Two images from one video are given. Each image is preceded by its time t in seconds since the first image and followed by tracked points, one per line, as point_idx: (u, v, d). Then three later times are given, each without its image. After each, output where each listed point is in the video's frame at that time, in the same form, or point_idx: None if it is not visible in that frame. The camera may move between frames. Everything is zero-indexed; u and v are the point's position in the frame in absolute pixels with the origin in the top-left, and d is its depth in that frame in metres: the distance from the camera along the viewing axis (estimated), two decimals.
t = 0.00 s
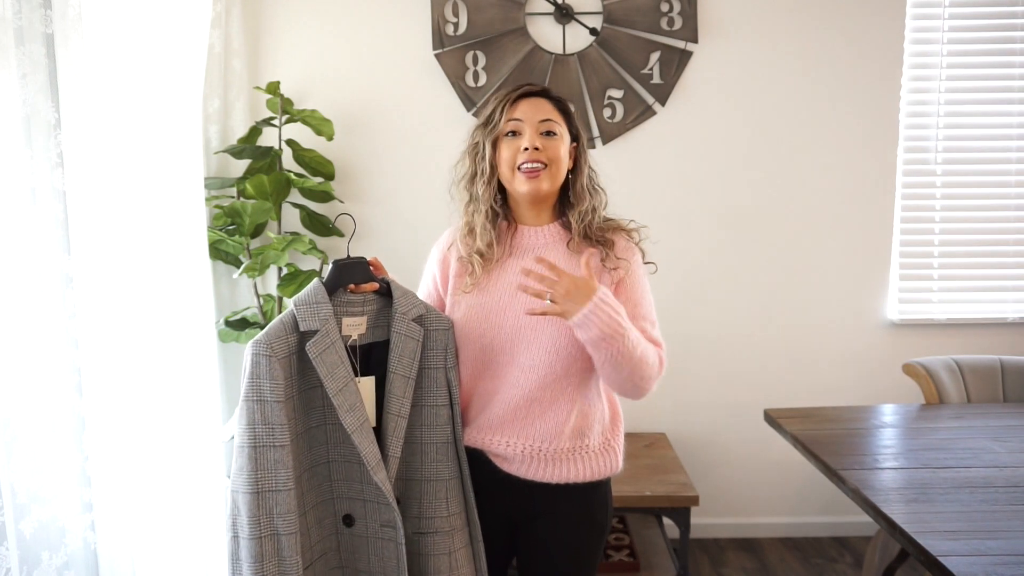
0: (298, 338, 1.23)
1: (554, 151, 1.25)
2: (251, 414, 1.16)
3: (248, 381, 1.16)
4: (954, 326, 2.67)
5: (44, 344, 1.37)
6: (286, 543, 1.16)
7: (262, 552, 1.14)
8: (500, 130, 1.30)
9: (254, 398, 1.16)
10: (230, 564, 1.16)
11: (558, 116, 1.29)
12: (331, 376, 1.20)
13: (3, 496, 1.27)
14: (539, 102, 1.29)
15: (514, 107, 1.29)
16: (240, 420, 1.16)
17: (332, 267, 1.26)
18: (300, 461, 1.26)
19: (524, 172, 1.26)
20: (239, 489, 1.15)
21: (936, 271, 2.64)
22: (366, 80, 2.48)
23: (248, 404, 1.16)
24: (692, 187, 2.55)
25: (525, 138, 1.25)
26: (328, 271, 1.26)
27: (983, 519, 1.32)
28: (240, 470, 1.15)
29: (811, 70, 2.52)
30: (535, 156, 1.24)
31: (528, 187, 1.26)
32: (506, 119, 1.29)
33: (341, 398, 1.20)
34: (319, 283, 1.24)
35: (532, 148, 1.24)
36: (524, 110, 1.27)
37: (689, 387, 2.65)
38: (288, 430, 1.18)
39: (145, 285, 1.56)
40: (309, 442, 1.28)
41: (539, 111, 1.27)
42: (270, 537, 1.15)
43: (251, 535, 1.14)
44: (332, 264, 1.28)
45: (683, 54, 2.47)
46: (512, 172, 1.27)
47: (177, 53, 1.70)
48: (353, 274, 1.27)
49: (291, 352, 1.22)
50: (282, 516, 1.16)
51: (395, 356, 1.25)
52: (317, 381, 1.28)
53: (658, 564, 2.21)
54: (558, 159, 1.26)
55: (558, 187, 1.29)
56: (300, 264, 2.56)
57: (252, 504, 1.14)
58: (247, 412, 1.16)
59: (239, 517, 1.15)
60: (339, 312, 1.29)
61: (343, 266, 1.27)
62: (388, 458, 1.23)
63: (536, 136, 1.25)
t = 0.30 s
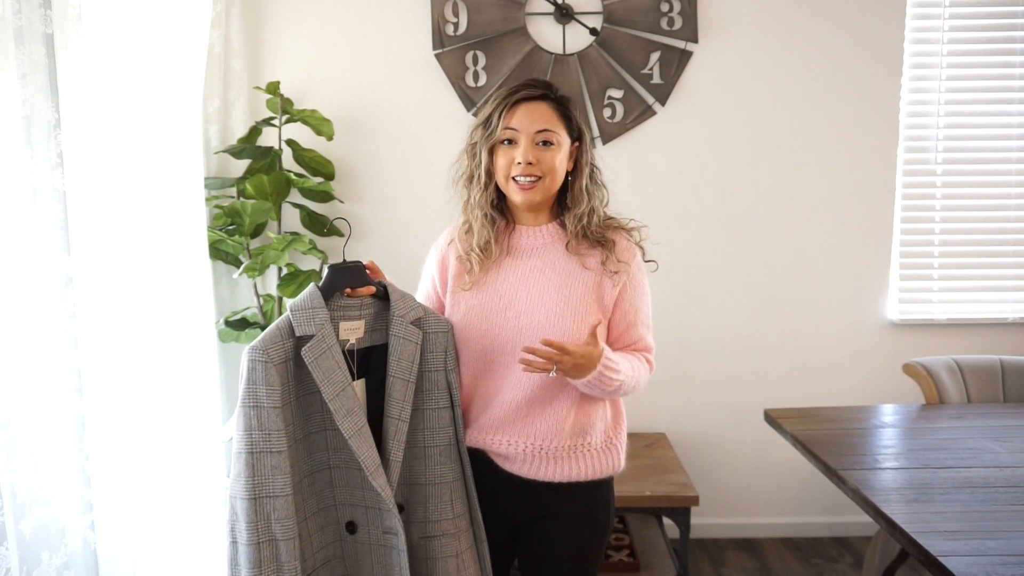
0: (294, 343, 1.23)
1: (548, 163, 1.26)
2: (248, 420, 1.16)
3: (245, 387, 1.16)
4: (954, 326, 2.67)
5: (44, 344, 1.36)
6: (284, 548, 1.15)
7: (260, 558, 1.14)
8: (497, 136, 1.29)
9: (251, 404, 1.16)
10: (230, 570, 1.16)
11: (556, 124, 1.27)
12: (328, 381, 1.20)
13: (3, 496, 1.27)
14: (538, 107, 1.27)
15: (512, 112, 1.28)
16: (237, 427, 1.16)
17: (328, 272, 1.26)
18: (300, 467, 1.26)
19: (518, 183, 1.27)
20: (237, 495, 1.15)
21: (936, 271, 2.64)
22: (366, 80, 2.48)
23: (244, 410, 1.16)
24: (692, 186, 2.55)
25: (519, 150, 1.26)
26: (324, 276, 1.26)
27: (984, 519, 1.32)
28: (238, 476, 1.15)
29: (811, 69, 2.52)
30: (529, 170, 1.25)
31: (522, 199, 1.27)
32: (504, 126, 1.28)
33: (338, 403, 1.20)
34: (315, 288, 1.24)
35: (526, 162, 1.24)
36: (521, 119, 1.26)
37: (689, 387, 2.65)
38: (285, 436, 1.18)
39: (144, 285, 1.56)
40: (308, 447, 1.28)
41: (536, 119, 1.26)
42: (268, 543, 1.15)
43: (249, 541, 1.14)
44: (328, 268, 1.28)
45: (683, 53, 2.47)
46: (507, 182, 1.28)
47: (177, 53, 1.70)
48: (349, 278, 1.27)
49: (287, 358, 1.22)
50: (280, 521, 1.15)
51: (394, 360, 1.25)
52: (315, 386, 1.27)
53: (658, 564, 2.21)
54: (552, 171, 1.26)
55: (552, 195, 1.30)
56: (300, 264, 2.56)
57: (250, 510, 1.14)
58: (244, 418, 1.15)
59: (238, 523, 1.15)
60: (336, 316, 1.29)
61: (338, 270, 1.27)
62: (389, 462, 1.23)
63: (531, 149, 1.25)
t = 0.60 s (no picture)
0: (297, 344, 1.23)
1: (550, 169, 1.26)
2: (251, 421, 1.15)
3: (247, 388, 1.16)
4: (954, 326, 2.67)
5: (44, 344, 1.37)
6: (287, 550, 1.16)
7: (263, 560, 1.14)
8: (500, 140, 1.29)
9: (253, 405, 1.16)
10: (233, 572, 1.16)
11: (559, 128, 1.27)
12: (330, 383, 1.20)
13: (3, 497, 1.27)
14: (540, 111, 1.27)
15: (515, 116, 1.27)
16: (240, 428, 1.16)
17: (330, 273, 1.26)
18: (302, 469, 1.26)
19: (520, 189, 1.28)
20: (239, 497, 1.15)
21: (936, 271, 2.64)
22: (366, 80, 2.48)
23: (247, 411, 1.15)
24: (693, 186, 2.55)
25: (523, 157, 1.26)
26: (326, 277, 1.26)
27: (984, 519, 1.32)
28: (240, 478, 1.15)
29: (811, 69, 2.52)
30: (532, 177, 1.25)
31: (525, 205, 1.28)
32: (506, 130, 1.28)
33: (340, 404, 1.20)
34: (317, 289, 1.24)
35: (529, 169, 1.25)
36: (524, 123, 1.26)
37: (689, 386, 2.65)
38: (288, 437, 1.18)
39: (144, 285, 1.56)
40: (310, 448, 1.28)
41: (539, 124, 1.26)
42: (271, 544, 1.15)
43: (252, 543, 1.14)
44: (331, 269, 1.27)
45: (683, 53, 2.47)
46: (509, 188, 1.28)
47: (177, 53, 1.70)
48: (350, 279, 1.27)
49: (289, 359, 1.22)
50: (282, 523, 1.15)
51: (396, 361, 1.25)
52: (316, 387, 1.27)
53: (658, 564, 2.21)
54: (554, 176, 1.27)
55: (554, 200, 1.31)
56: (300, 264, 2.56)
57: (252, 512, 1.14)
58: (247, 419, 1.15)
59: (240, 525, 1.15)
60: (338, 317, 1.29)
61: (341, 271, 1.27)
62: (390, 464, 1.23)
63: (534, 154, 1.26)
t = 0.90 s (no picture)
0: (296, 345, 1.23)
1: (551, 168, 1.26)
2: (250, 422, 1.15)
3: (247, 389, 1.16)
4: (954, 326, 2.67)
5: (44, 344, 1.37)
6: (287, 551, 1.16)
7: (263, 561, 1.14)
8: (500, 139, 1.29)
9: (253, 406, 1.16)
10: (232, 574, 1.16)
11: (559, 127, 1.28)
12: (330, 383, 1.20)
13: (3, 497, 1.27)
14: (541, 111, 1.27)
15: (516, 115, 1.27)
16: (239, 429, 1.16)
17: (330, 273, 1.26)
18: (301, 469, 1.26)
19: (521, 188, 1.28)
20: (239, 498, 1.15)
21: (936, 271, 2.64)
22: (366, 80, 2.48)
23: (247, 412, 1.15)
24: (693, 186, 2.55)
25: (524, 155, 1.26)
26: (326, 277, 1.26)
27: (984, 519, 1.32)
28: (240, 479, 1.15)
29: (811, 69, 2.52)
30: (533, 176, 1.25)
31: (525, 204, 1.28)
32: (507, 129, 1.28)
33: (340, 405, 1.20)
34: (317, 289, 1.24)
35: (530, 168, 1.25)
36: (525, 122, 1.26)
37: (689, 386, 2.65)
38: (287, 438, 1.18)
39: (144, 285, 1.56)
40: (309, 449, 1.28)
41: (540, 123, 1.26)
42: (271, 545, 1.15)
43: (251, 544, 1.14)
44: (330, 269, 1.27)
45: (683, 54, 2.47)
46: (509, 187, 1.29)
47: (178, 53, 1.70)
48: (350, 279, 1.27)
49: (289, 359, 1.22)
50: (282, 524, 1.15)
51: (395, 361, 1.25)
52: (316, 387, 1.27)
53: (658, 564, 2.21)
54: (554, 175, 1.27)
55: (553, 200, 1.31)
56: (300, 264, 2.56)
57: (252, 513, 1.14)
58: (246, 420, 1.15)
59: (240, 526, 1.15)
60: (337, 317, 1.29)
61: (340, 271, 1.26)
62: (389, 464, 1.23)
63: (534, 153, 1.26)
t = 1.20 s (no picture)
0: (298, 346, 1.23)
1: (550, 168, 1.26)
2: (251, 423, 1.15)
3: (248, 390, 1.16)
4: (953, 326, 2.67)
5: (45, 344, 1.38)
6: (287, 551, 1.16)
7: (263, 561, 1.14)
8: (499, 138, 1.29)
9: (254, 407, 1.16)
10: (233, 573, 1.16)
11: (558, 127, 1.28)
12: (331, 384, 1.20)
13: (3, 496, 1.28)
14: (541, 110, 1.27)
15: (515, 114, 1.27)
16: (240, 429, 1.16)
17: (331, 273, 1.26)
18: (301, 469, 1.26)
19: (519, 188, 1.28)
20: (240, 498, 1.15)
21: (936, 271, 2.64)
22: (366, 80, 2.48)
23: (248, 413, 1.15)
24: (693, 186, 2.55)
25: (522, 154, 1.26)
26: (327, 277, 1.26)
27: (984, 519, 1.32)
28: (241, 479, 1.15)
29: (811, 69, 2.52)
30: (531, 175, 1.25)
31: (524, 204, 1.28)
32: (506, 128, 1.28)
33: (341, 406, 1.20)
34: (318, 290, 1.24)
35: (528, 167, 1.25)
36: (525, 122, 1.26)
37: (689, 386, 2.65)
38: (288, 438, 1.18)
39: (146, 285, 1.56)
40: (310, 449, 1.28)
41: (539, 123, 1.26)
42: (271, 546, 1.15)
43: (252, 544, 1.14)
44: (330, 270, 1.27)
45: (683, 54, 2.47)
46: (509, 187, 1.29)
47: (178, 53, 1.69)
48: (351, 280, 1.27)
49: (290, 360, 1.22)
50: (282, 525, 1.15)
51: (396, 361, 1.25)
52: (317, 387, 1.27)
53: (658, 564, 2.21)
54: (553, 175, 1.27)
55: (552, 200, 1.31)
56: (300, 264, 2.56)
57: (252, 513, 1.14)
58: (247, 421, 1.15)
59: (240, 526, 1.15)
60: (338, 318, 1.29)
61: (341, 271, 1.26)
62: (389, 465, 1.23)
63: (533, 152, 1.26)
